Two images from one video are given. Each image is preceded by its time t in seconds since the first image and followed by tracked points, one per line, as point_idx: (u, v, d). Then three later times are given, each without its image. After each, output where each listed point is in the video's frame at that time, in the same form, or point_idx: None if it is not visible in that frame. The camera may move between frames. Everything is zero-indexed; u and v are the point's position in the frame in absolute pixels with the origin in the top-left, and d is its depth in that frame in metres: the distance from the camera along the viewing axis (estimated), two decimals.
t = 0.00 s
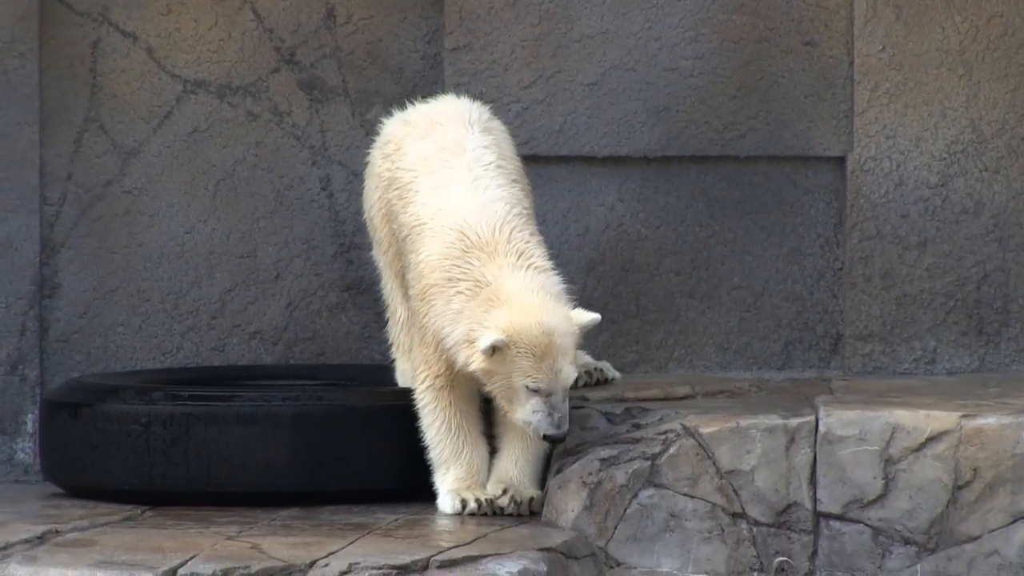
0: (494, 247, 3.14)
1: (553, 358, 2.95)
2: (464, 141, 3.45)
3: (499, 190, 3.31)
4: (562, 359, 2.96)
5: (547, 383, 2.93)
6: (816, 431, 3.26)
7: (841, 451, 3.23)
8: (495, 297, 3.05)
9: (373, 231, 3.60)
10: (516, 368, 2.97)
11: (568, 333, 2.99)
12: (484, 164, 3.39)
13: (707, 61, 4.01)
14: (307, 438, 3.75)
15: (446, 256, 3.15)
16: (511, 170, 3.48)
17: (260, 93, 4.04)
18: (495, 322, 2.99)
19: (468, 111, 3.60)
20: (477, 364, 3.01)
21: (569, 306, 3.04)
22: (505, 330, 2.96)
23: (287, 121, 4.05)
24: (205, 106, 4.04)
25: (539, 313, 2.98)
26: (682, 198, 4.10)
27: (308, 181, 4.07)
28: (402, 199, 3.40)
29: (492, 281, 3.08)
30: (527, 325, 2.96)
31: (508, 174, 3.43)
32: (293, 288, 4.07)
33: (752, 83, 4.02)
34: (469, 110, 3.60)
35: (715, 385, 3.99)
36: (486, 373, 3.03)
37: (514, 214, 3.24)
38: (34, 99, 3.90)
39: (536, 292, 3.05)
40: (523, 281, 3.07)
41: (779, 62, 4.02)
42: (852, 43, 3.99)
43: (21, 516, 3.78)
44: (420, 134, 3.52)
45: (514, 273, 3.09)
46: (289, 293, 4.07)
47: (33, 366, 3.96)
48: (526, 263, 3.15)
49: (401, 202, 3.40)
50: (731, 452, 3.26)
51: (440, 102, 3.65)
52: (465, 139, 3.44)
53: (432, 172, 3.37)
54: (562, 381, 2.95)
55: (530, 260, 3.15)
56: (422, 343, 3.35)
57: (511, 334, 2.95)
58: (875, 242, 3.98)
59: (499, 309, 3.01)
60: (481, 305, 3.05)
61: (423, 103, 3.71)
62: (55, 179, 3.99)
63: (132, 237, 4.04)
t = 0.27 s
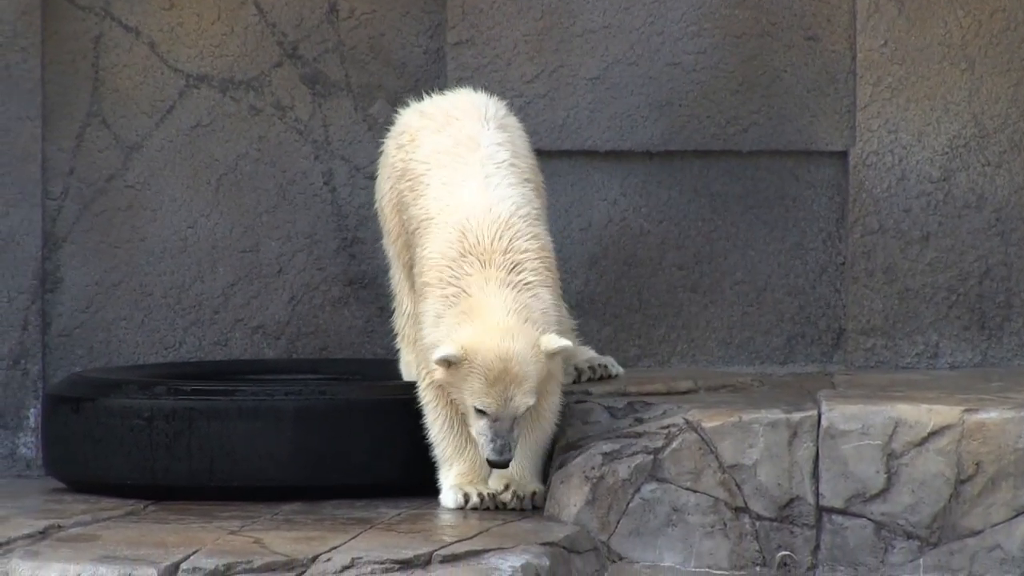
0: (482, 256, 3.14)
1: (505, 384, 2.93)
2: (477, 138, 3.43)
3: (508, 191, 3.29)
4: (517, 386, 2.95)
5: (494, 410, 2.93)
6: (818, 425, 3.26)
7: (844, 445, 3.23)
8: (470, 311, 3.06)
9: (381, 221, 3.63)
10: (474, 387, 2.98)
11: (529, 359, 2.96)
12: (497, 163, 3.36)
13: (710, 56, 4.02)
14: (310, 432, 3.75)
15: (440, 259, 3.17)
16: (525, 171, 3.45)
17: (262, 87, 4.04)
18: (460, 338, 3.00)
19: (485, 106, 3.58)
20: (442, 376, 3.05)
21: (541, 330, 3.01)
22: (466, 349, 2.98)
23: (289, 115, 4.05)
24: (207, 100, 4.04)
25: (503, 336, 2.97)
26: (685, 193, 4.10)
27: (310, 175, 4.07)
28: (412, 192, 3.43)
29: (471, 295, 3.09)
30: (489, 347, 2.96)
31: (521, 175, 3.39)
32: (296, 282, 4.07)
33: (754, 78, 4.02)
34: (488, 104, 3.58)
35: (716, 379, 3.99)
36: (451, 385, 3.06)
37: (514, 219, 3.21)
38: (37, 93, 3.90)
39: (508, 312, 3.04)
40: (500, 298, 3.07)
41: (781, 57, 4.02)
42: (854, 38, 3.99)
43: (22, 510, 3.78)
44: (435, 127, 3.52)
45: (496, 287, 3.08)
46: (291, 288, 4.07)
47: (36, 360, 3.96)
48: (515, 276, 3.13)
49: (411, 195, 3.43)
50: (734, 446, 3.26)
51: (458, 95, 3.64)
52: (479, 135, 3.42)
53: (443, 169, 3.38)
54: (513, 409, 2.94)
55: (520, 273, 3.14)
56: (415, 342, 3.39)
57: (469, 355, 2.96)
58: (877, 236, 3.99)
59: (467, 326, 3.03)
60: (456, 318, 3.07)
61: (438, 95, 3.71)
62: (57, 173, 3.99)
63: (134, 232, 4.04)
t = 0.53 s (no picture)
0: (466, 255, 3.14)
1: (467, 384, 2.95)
2: (484, 134, 3.41)
3: (510, 189, 3.25)
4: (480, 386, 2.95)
5: (455, 409, 2.94)
6: (821, 418, 3.26)
7: (847, 439, 3.22)
8: (445, 310, 3.08)
9: (392, 213, 3.65)
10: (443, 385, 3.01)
11: (495, 361, 2.96)
12: (502, 159, 3.33)
13: (713, 49, 4.01)
14: (313, 426, 3.75)
15: (432, 256, 3.19)
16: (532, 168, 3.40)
17: (266, 80, 4.05)
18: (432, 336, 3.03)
19: (498, 101, 3.55)
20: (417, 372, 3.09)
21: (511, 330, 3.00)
22: (436, 348, 3.00)
23: (293, 109, 4.06)
24: (211, 94, 4.04)
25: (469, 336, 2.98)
26: (688, 186, 4.10)
27: (314, 168, 4.07)
28: (418, 188, 3.44)
29: (449, 293, 3.10)
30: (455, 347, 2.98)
31: (528, 172, 3.35)
32: (300, 276, 4.08)
33: (758, 71, 4.02)
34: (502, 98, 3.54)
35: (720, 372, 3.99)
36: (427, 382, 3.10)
37: (507, 219, 3.18)
38: (41, 87, 3.91)
39: (481, 313, 3.04)
40: (476, 298, 3.07)
41: (786, 50, 4.01)
42: (859, 31, 3.98)
43: (27, 504, 3.78)
44: (446, 121, 3.50)
45: (476, 288, 3.08)
46: (295, 281, 4.07)
47: (39, 354, 3.97)
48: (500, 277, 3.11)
49: (418, 191, 3.44)
50: (738, 440, 3.26)
51: (472, 89, 3.62)
52: (487, 131, 3.40)
53: (446, 165, 3.37)
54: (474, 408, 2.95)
55: (506, 273, 3.11)
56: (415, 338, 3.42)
57: (436, 354, 2.99)
58: (881, 229, 3.98)
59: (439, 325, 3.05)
60: (432, 317, 3.10)
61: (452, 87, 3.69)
62: (61, 167, 4.00)
63: (138, 225, 4.04)
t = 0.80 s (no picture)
0: (476, 246, 3.14)
1: (461, 352, 2.93)
2: (502, 134, 3.41)
3: (526, 192, 3.25)
4: (473, 355, 2.94)
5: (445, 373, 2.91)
6: (829, 415, 3.25)
7: (855, 436, 3.22)
8: (449, 290, 3.08)
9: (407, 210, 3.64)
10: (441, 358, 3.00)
11: (492, 339, 2.96)
12: (521, 162, 3.33)
13: (721, 46, 4.01)
14: (320, 423, 3.75)
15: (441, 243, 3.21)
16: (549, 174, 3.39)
17: (274, 77, 4.05)
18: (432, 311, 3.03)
19: (520, 101, 3.54)
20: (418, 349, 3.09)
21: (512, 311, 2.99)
22: (436, 322, 3.01)
23: (301, 105, 4.06)
24: (218, 91, 4.04)
25: (469, 312, 2.98)
26: (696, 183, 4.10)
27: (321, 165, 4.07)
28: (434, 181, 3.44)
29: (454, 278, 3.11)
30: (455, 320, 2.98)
31: (546, 178, 3.34)
32: (308, 272, 4.08)
33: (766, 68, 4.01)
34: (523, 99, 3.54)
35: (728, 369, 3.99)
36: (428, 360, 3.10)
37: (519, 219, 3.18)
38: (49, 84, 3.91)
39: (483, 294, 3.04)
40: (480, 282, 3.07)
41: (793, 47, 4.01)
42: (866, 28, 3.98)
43: (35, 501, 3.79)
44: (466, 119, 3.49)
45: (481, 275, 3.08)
46: (303, 278, 4.08)
47: (47, 351, 3.97)
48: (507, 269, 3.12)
49: (434, 185, 3.45)
50: (746, 437, 3.26)
51: (494, 87, 3.61)
52: (507, 133, 3.39)
53: (463, 161, 3.38)
54: (467, 376, 2.92)
55: (514, 268, 3.12)
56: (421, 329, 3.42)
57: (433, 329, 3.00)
58: (889, 226, 3.98)
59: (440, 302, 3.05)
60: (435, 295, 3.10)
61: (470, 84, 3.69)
62: (69, 164, 4.00)
63: (146, 222, 4.05)
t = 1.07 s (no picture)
0: (497, 249, 3.13)
1: (462, 334, 2.92)
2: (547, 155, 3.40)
3: (561, 210, 3.22)
4: (474, 339, 2.91)
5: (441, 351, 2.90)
6: (836, 413, 3.25)
7: (863, 433, 3.22)
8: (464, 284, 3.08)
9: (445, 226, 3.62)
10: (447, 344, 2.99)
11: (494, 327, 2.93)
12: (563, 183, 3.29)
13: (728, 44, 4.01)
14: (325, 421, 3.74)
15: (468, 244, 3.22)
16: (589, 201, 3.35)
17: (281, 75, 4.05)
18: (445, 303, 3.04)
19: (565, 124, 3.51)
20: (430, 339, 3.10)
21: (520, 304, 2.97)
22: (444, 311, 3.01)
23: (307, 103, 4.06)
24: (225, 88, 4.04)
25: (476, 301, 2.97)
26: (703, 180, 4.10)
27: (328, 163, 4.07)
28: (476, 193, 3.44)
29: (470, 276, 3.10)
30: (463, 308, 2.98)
31: (586, 204, 3.30)
32: (314, 270, 4.08)
33: (773, 66, 4.01)
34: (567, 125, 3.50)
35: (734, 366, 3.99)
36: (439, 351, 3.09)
37: (545, 228, 3.15)
38: (55, 82, 3.93)
39: (494, 287, 3.02)
40: (493, 278, 3.05)
41: (800, 45, 4.01)
42: (873, 26, 3.98)
43: (41, 498, 3.79)
44: (512, 137, 3.48)
45: (497, 272, 3.07)
46: (309, 276, 4.08)
47: (54, 348, 3.98)
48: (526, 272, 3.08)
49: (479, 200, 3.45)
50: (752, 435, 3.26)
51: (543, 105, 3.58)
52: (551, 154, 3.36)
53: (506, 176, 3.37)
54: (464, 358, 2.89)
55: (533, 272, 3.08)
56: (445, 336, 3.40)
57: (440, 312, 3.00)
58: (895, 224, 3.98)
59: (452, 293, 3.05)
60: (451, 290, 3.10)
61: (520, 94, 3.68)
62: (76, 161, 4.02)
63: (153, 220, 4.05)
